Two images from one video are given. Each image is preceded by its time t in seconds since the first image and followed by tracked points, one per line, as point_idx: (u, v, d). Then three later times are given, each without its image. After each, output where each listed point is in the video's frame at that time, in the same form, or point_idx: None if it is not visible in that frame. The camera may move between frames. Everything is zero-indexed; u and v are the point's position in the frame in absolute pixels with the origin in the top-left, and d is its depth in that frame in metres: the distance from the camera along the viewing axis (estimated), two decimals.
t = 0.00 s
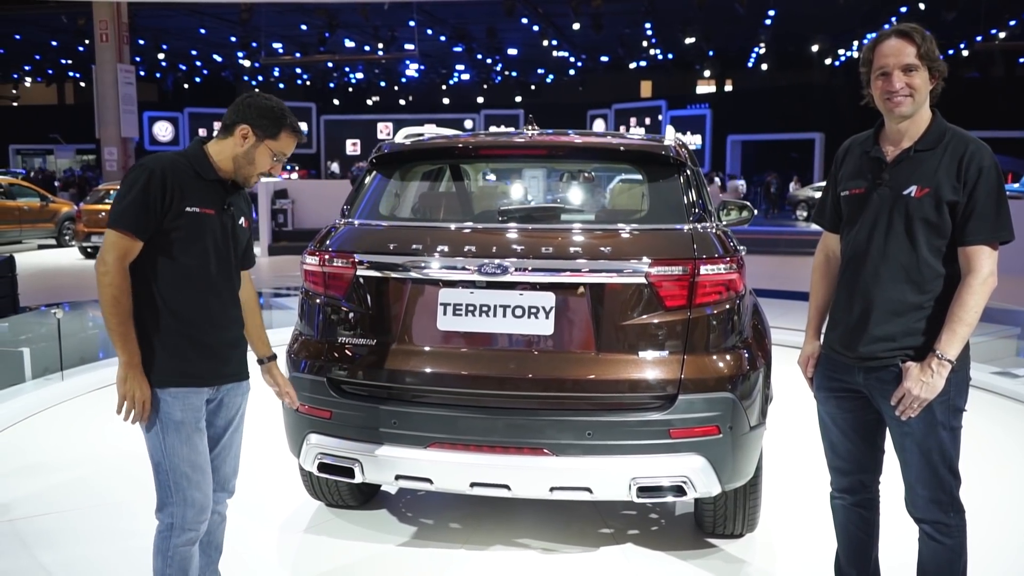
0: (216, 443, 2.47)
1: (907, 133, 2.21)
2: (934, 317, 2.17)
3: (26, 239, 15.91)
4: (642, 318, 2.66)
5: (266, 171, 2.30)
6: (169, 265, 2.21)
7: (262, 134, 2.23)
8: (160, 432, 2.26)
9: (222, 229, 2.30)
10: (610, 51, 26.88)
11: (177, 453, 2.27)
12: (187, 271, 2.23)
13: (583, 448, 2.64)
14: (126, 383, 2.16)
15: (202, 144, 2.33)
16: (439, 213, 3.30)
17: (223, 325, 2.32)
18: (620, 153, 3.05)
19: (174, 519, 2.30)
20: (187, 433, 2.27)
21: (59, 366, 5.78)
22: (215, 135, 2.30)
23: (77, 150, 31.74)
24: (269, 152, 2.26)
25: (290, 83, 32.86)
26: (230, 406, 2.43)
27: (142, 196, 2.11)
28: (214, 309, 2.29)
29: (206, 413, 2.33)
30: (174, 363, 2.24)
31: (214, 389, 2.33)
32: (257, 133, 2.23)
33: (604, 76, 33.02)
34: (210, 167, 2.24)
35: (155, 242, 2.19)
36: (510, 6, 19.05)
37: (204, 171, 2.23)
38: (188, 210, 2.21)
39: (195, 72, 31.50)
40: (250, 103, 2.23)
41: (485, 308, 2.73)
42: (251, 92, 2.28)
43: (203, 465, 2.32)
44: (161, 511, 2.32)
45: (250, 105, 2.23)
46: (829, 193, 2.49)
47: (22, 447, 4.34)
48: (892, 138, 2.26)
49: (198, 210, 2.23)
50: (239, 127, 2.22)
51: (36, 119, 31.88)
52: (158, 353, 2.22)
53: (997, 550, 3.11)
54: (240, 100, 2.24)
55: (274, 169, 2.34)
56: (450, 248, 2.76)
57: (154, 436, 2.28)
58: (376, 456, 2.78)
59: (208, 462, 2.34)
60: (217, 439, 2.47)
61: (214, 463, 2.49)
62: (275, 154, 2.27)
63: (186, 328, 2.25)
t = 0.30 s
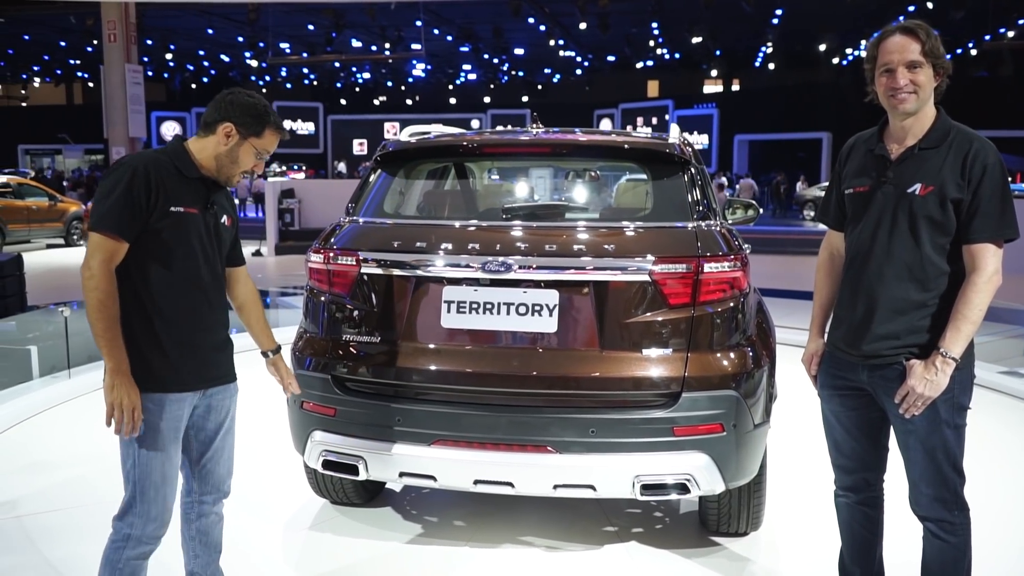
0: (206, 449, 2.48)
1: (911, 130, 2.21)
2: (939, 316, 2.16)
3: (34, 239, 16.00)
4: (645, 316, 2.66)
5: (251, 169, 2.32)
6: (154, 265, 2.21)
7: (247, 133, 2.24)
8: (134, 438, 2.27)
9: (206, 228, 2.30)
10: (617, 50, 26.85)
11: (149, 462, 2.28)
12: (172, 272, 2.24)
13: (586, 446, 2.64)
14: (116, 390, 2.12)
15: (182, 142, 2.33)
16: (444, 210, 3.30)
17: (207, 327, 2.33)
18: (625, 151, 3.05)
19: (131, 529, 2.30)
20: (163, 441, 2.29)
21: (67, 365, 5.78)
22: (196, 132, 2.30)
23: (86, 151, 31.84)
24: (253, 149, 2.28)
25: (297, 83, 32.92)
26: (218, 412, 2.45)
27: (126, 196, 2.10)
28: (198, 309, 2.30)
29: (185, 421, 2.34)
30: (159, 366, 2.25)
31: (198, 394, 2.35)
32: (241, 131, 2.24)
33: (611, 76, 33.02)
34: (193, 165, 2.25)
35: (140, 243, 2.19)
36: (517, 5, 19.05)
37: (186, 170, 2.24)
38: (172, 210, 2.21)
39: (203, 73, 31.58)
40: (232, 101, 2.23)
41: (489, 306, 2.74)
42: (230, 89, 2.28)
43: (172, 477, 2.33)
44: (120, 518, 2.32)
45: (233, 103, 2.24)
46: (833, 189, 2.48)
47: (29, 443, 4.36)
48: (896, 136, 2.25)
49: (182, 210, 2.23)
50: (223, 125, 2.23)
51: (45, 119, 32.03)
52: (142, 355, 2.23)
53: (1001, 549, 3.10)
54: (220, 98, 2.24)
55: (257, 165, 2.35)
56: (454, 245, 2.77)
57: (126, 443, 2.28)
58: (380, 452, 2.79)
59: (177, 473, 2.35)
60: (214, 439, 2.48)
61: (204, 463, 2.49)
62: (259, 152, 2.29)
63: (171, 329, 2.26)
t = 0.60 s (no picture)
0: (180, 457, 2.39)
1: (918, 127, 2.20)
2: (947, 313, 2.15)
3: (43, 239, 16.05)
4: (651, 313, 2.66)
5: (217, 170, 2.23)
6: (105, 274, 2.13)
7: (210, 133, 2.15)
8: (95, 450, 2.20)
9: (166, 234, 2.22)
10: (625, 50, 26.82)
11: (108, 475, 2.21)
12: (127, 280, 2.15)
13: (592, 443, 2.65)
14: (43, 409, 2.02)
15: (144, 141, 2.24)
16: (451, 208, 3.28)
17: (168, 336, 2.25)
18: (631, 149, 3.06)
19: (105, 539, 2.25)
20: (123, 452, 2.22)
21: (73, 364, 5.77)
22: (158, 132, 2.21)
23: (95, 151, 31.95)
24: (218, 150, 2.19)
25: (305, 83, 33.02)
26: (185, 418, 2.35)
27: (75, 203, 2.03)
28: (157, 320, 2.22)
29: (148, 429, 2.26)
30: (113, 379, 2.16)
31: (160, 404, 2.27)
32: (205, 131, 2.14)
33: (619, 76, 32.99)
34: (152, 168, 2.16)
35: (94, 251, 2.11)
36: (525, 6, 19.07)
37: (146, 173, 2.15)
38: (127, 216, 2.13)
39: (212, 73, 31.69)
40: (196, 100, 2.14)
41: (495, 303, 2.74)
42: (196, 85, 2.19)
43: (137, 486, 2.27)
44: (92, 529, 2.27)
45: (197, 101, 2.14)
46: (839, 187, 2.48)
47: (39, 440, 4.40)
48: (903, 134, 2.25)
49: (139, 216, 2.14)
50: (186, 125, 2.14)
51: (56, 120, 32.19)
52: (96, 369, 2.15)
53: (1006, 548, 3.10)
54: (182, 96, 2.15)
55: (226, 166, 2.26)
56: (461, 243, 2.78)
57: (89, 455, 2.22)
58: (386, 449, 2.80)
59: (145, 482, 2.29)
60: (184, 448, 2.39)
61: (184, 470, 2.40)
62: (225, 152, 2.20)
63: (127, 339, 2.17)
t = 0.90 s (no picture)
0: (174, 454, 2.33)
1: (934, 123, 2.20)
2: (962, 310, 2.15)
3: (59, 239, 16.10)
4: (666, 310, 2.66)
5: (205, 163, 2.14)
6: (83, 272, 2.06)
7: (189, 124, 2.06)
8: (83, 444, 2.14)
9: (150, 230, 2.14)
10: (638, 50, 26.75)
11: (96, 471, 2.15)
12: (107, 278, 2.09)
13: (606, 438, 2.65)
14: (12, 408, 1.99)
15: (131, 132, 2.17)
16: (464, 205, 3.28)
17: (152, 334, 2.17)
18: (645, 146, 3.06)
19: (99, 533, 2.19)
20: (110, 450, 2.15)
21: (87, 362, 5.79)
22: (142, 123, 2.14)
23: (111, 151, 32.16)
24: (199, 140, 2.08)
25: (319, 83, 33.14)
26: (178, 415, 2.30)
27: (50, 198, 1.96)
28: (139, 318, 2.14)
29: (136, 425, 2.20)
30: (93, 378, 2.11)
31: (148, 402, 2.21)
32: (183, 121, 2.05)
33: (632, 76, 32.92)
34: (134, 161, 2.08)
35: (73, 247, 2.05)
36: (538, 6, 19.08)
37: (128, 167, 2.07)
38: (106, 213, 2.05)
39: (227, 73, 31.85)
40: (174, 89, 2.05)
41: (509, 299, 2.75)
42: (180, 72, 2.10)
43: (131, 480, 2.21)
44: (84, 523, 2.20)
45: (176, 90, 2.05)
46: (856, 184, 2.47)
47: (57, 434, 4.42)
48: (919, 130, 2.24)
49: (119, 212, 2.07)
50: (164, 114, 2.05)
51: (72, 120, 32.41)
52: (76, 367, 2.10)
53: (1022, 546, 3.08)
54: (163, 85, 2.06)
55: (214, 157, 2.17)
56: (476, 239, 2.79)
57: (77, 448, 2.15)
58: (401, 444, 2.81)
59: (137, 479, 2.24)
60: (176, 448, 2.33)
61: (178, 466, 2.35)
62: (207, 142, 2.09)
63: (108, 338, 2.11)
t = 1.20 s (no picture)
0: (180, 449, 2.35)
1: (950, 116, 2.19)
2: (978, 303, 2.14)
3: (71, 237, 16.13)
4: (680, 304, 2.66)
5: (203, 152, 2.12)
6: (84, 267, 2.07)
7: (178, 112, 2.04)
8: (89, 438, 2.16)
9: (151, 227, 2.13)
10: (649, 49, 26.72)
11: (101, 464, 2.17)
12: (106, 274, 2.09)
13: (619, 433, 2.66)
14: (28, 405, 2.03)
15: (129, 126, 2.17)
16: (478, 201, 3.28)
17: (156, 329, 2.18)
18: (658, 140, 3.07)
19: (105, 525, 2.21)
20: (115, 443, 2.17)
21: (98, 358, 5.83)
22: (139, 115, 2.13)
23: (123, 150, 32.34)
24: (191, 128, 2.07)
25: (331, 83, 33.25)
26: (184, 411, 2.31)
27: (48, 196, 1.97)
28: (141, 314, 2.14)
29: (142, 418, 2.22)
30: (99, 374, 2.12)
31: (152, 397, 2.22)
32: (172, 109, 2.04)
33: (643, 75, 32.89)
34: (132, 155, 2.08)
35: (75, 243, 2.06)
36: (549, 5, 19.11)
37: (125, 161, 2.07)
38: (104, 210, 2.05)
39: (238, 73, 32.02)
40: (163, 78, 2.04)
41: (523, 293, 2.76)
42: (171, 60, 2.10)
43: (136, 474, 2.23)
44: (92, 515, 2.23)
45: (165, 79, 2.05)
46: (871, 175, 2.47)
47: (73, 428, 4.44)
48: (935, 122, 2.23)
49: (117, 209, 2.07)
50: (153, 103, 2.04)
51: (85, 120, 32.62)
52: (82, 364, 2.12)
53: None
54: (151, 76, 2.06)
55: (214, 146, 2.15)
56: (489, 233, 2.80)
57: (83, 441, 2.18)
58: (414, 438, 2.83)
59: (142, 472, 2.25)
60: (181, 443, 2.34)
61: (183, 462, 2.35)
62: (200, 129, 2.08)
63: (111, 335, 2.12)
